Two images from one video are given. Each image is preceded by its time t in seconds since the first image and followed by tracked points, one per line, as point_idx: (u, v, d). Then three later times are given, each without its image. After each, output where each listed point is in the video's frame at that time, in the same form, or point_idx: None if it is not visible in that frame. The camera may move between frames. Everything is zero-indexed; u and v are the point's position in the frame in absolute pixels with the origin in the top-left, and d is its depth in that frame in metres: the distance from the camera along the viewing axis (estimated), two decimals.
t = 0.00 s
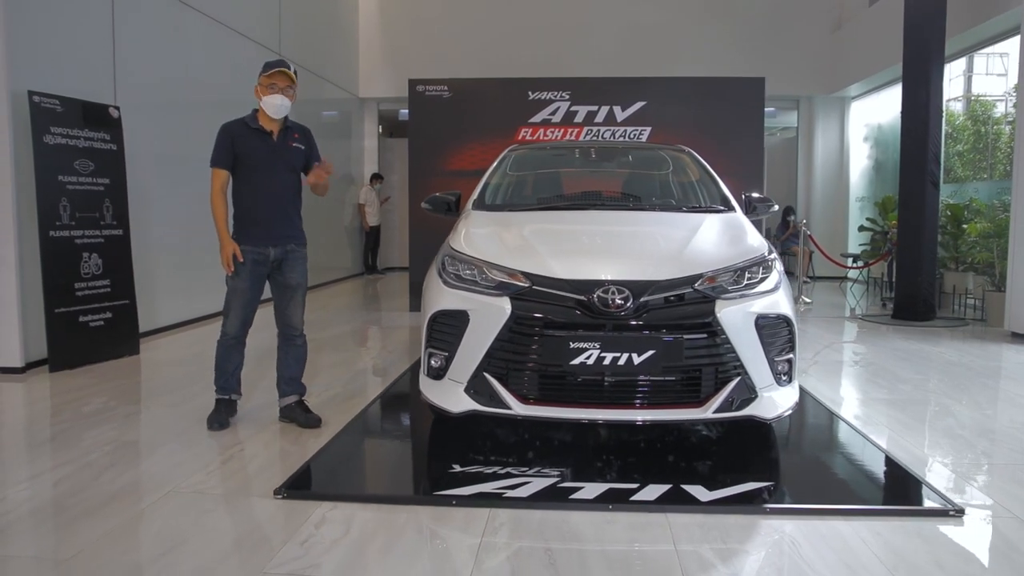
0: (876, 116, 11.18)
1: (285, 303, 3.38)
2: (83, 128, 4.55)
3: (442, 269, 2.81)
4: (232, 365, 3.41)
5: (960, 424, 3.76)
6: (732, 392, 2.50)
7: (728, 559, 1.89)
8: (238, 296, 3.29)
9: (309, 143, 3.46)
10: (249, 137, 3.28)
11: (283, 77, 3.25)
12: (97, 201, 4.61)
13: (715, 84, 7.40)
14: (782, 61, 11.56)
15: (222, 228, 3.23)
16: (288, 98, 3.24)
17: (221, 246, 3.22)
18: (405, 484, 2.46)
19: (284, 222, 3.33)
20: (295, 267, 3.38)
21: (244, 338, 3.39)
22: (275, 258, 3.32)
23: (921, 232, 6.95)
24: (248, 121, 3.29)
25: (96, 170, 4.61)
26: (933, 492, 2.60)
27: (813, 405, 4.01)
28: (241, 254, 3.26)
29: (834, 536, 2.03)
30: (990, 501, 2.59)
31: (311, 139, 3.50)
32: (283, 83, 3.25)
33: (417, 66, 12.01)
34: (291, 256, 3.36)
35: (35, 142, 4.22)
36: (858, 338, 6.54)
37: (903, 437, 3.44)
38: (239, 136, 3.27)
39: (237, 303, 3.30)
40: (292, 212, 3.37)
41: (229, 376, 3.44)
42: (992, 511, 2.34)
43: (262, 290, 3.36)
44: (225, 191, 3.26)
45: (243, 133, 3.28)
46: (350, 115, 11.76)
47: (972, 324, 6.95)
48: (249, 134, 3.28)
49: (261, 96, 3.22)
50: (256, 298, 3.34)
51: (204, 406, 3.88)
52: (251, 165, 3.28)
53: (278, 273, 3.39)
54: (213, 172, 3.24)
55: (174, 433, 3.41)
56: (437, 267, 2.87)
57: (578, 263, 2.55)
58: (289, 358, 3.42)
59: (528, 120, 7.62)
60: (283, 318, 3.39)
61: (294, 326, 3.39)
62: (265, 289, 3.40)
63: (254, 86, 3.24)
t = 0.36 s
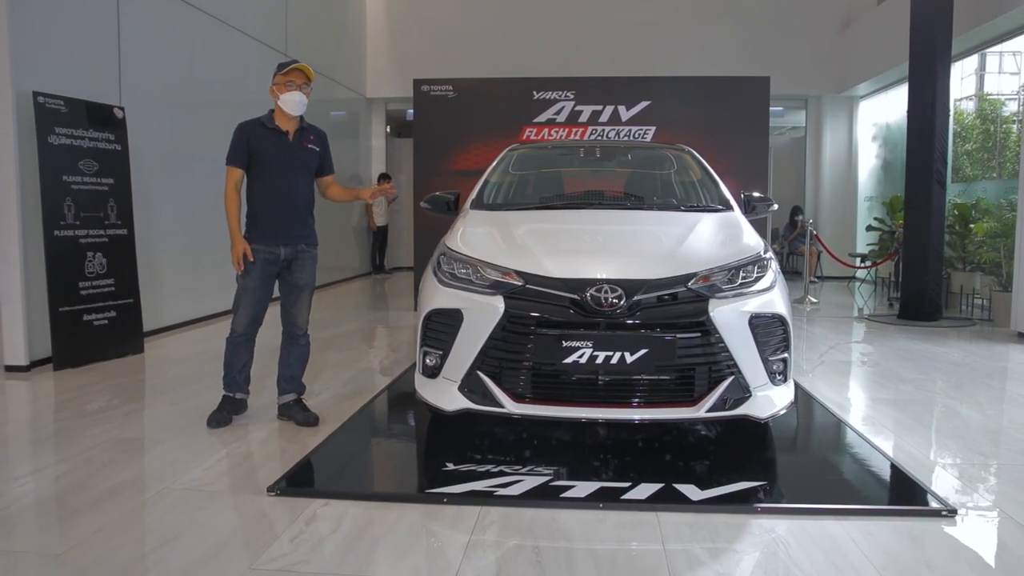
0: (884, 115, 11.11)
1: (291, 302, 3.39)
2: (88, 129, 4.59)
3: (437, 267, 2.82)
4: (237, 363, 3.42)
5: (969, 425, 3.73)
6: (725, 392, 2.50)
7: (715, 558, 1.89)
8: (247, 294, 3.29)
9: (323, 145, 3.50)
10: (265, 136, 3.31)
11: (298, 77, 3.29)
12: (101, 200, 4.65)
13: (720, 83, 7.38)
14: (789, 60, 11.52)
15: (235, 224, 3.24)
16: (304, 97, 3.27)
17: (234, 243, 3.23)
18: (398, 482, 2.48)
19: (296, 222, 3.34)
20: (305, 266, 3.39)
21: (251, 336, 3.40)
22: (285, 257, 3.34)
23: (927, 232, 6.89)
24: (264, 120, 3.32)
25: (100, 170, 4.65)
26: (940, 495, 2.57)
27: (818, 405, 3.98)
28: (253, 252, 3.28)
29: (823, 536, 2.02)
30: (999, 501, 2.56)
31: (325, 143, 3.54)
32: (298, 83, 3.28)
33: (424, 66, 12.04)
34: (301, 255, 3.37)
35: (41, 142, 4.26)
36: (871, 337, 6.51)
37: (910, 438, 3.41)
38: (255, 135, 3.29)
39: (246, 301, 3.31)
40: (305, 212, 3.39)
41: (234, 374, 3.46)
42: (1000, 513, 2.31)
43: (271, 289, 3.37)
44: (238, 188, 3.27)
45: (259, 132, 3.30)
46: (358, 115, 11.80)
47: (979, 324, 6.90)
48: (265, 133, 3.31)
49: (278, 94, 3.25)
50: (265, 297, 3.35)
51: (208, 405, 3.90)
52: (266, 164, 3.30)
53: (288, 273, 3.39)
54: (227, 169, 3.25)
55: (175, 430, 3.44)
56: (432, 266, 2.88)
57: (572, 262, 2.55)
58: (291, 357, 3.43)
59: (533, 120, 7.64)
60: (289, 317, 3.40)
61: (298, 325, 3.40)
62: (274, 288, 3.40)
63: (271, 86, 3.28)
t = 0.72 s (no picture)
0: (886, 114, 11.08)
1: (289, 302, 3.35)
2: (85, 129, 4.61)
3: (427, 267, 2.83)
4: (235, 362, 3.41)
5: (971, 425, 3.72)
6: (712, 391, 2.50)
7: (695, 557, 1.89)
8: (247, 293, 3.25)
9: (322, 145, 3.43)
10: (266, 137, 3.23)
11: (304, 79, 3.18)
12: (99, 200, 4.68)
13: (719, 83, 7.36)
14: (790, 59, 11.50)
15: (243, 222, 3.17)
16: (310, 101, 3.18)
17: (246, 240, 3.17)
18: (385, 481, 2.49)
19: (297, 222, 3.29)
20: (305, 266, 3.35)
21: (250, 336, 3.38)
22: (287, 257, 3.29)
23: (927, 232, 6.88)
24: (266, 121, 3.23)
25: (99, 170, 4.68)
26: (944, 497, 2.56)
27: (821, 405, 3.97)
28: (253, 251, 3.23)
29: (805, 536, 2.02)
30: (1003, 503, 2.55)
31: (324, 143, 3.47)
32: (305, 86, 3.18)
33: (425, 67, 12.06)
34: (302, 255, 3.33)
35: (39, 143, 4.29)
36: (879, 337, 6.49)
37: (914, 438, 3.39)
38: (257, 135, 3.21)
39: (246, 301, 3.26)
40: (305, 213, 3.34)
41: (232, 373, 3.45)
42: (1002, 515, 2.29)
43: (270, 290, 3.33)
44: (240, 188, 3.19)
45: (260, 132, 3.22)
46: (360, 115, 11.83)
47: (979, 324, 6.88)
48: (267, 133, 3.22)
49: (282, 97, 3.14)
50: (264, 297, 3.30)
51: (204, 404, 3.92)
52: (268, 165, 3.22)
53: (287, 272, 3.36)
54: (228, 168, 3.16)
55: (169, 429, 3.46)
56: (422, 266, 2.88)
57: (559, 261, 2.56)
58: (286, 356, 3.42)
59: (532, 120, 7.65)
60: (285, 317, 3.37)
61: (295, 325, 3.38)
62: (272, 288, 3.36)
63: (275, 86, 3.16)
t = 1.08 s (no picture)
0: (896, 114, 11.02)
1: (289, 302, 3.39)
2: (91, 130, 4.66)
3: (423, 267, 2.84)
4: (237, 362, 3.42)
5: (979, 425, 3.69)
6: (705, 391, 2.50)
7: (680, 558, 1.89)
8: (248, 293, 3.27)
9: (322, 147, 3.45)
10: (267, 138, 3.24)
11: (305, 81, 3.20)
12: (105, 200, 4.72)
13: (725, 83, 7.34)
14: (799, 59, 11.44)
15: (249, 222, 3.17)
16: (311, 102, 3.19)
17: (252, 239, 3.15)
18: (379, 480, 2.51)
19: (297, 222, 3.31)
20: (305, 266, 3.37)
21: (252, 335, 3.39)
22: (287, 257, 3.31)
23: (934, 232, 6.84)
24: (267, 121, 3.25)
25: (104, 170, 4.73)
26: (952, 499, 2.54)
27: (829, 405, 3.95)
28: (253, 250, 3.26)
29: (793, 538, 2.01)
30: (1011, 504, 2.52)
31: (323, 144, 3.49)
32: (306, 87, 3.20)
33: (433, 67, 12.09)
34: (301, 255, 3.35)
35: (45, 144, 4.34)
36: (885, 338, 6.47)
37: (921, 438, 3.38)
38: (257, 135, 3.22)
39: (247, 301, 3.28)
40: (305, 213, 3.36)
41: (233, 372, 3.47)
42: (1006, 517, 2.27)
43: (270, 290, 3.35)
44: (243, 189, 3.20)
45: (261, 133, 3.23)
46: (368, 115, 11.88)
47: (986, 326, 6.83)
48: (267, 134, 3.24)
49: (283, 98, 3.16)
50: (265, 296, 3.32)
51: (205, 402, 3.95)
52: (268, 166, 3.24)
53: (287, 272, 3.37)
54: (231, 169, 3.18)
55: (169, 427, 3.49)
56: (418, 265, 2.89)
57: (553, 262, 2.56)
58: (285, 356, 3.44)
59: (537, 120, 7.66)
60: (285, 316, 3.39)
61: (294, 324, 3.40)
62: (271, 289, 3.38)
63: (276, 87, 3.17)
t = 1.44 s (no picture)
0: (907, 114, 10.94)
1: (287, 303, 3.42)
2: (98, 133, 4.72)
3: (418, 269, 2.86)
4: (237, 362, 3.46)
5: (982, 422, 3.67)
6: (697, 395, 2.51)
7: (665, 561, 1.90)
8: (245, 294, 3.31)
9: (320, 149, 3.48)
10: (265, 141, 3.27)
11: (304, 85, 3.23)
12: (112, 202, 4.78)
13: (732, 84, 7.32)
14: (809, 58, 11.39)
15: (245, 226, 3.22)
16: (310, 106, 3.23)
17: (247, 244, 3.20)
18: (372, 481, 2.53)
19: (295, 225, 3.35)
20: (302, 269, 3.40)
21: (251, 336, 3.43)
22: (285, 259, 3.34)
23: (942, 234, 6.78)
24: (265, 125, 3.28)
25: (112, 172, 4.79)
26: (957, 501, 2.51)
27: (830, 403, 3.92)
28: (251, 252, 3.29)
29: (780, 542, 2.01)
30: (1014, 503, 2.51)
31: (321, 146, 3.52)
32: (304, 91, 3.23)
33: (442, 68, 12.13)
34: (299, 258, 3.39)
35: (53, 146, 4.40)
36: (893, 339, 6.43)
37: (922, 437, 3.36)
38: (255, 138, 3.26)
39: (245, 302, 3.32)
40: (303, 216, 3.39)
41: (233, 372, 3.51)
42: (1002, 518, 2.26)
43: (269, 293, 3.39)
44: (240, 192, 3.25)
45: (259, 137, 3.27)
46: (378, 116, 11.93)
47: (996, 328, 6.76)
48: (265, 138, 3.27)
49: (282, 102, 3.18)
50: (263, 298, 3.36)
51: (208, 402, 3.99)
52: (266, 169, 3.27)
53: (285, 274, 3.41)
54: (229, 173, 3.22)
55: (171, 427, 3.53)
56: (414, 268, 2.91)
57: (546, 265, 2.58)
58: (284, 357, 3.47)
59: (543, 122, 7.67)
60: (284, 318, 3.42)
61: (294, 326, 3.43)
62: (270, 291, 3.41)
63: (274, 91, 3.20)
